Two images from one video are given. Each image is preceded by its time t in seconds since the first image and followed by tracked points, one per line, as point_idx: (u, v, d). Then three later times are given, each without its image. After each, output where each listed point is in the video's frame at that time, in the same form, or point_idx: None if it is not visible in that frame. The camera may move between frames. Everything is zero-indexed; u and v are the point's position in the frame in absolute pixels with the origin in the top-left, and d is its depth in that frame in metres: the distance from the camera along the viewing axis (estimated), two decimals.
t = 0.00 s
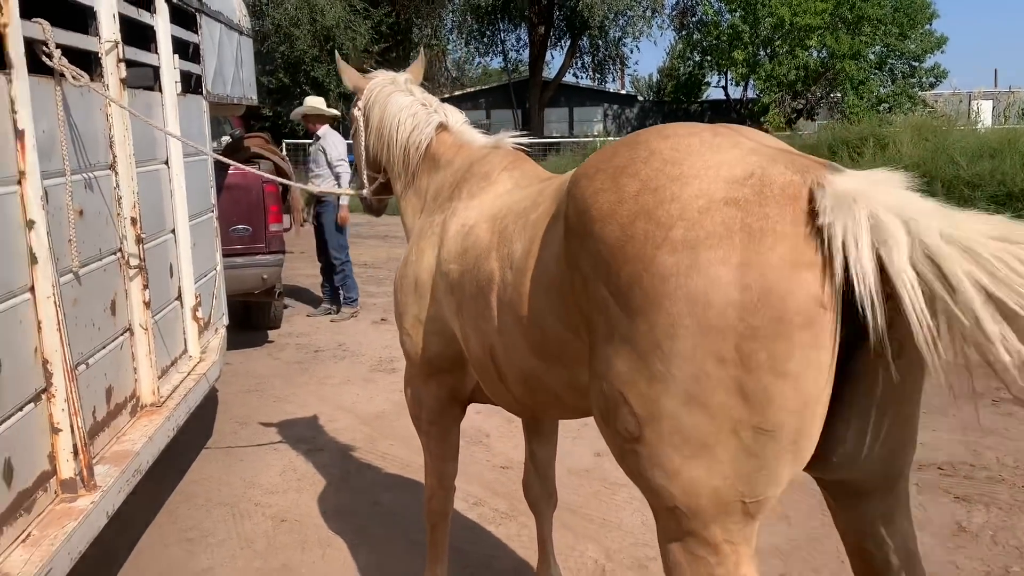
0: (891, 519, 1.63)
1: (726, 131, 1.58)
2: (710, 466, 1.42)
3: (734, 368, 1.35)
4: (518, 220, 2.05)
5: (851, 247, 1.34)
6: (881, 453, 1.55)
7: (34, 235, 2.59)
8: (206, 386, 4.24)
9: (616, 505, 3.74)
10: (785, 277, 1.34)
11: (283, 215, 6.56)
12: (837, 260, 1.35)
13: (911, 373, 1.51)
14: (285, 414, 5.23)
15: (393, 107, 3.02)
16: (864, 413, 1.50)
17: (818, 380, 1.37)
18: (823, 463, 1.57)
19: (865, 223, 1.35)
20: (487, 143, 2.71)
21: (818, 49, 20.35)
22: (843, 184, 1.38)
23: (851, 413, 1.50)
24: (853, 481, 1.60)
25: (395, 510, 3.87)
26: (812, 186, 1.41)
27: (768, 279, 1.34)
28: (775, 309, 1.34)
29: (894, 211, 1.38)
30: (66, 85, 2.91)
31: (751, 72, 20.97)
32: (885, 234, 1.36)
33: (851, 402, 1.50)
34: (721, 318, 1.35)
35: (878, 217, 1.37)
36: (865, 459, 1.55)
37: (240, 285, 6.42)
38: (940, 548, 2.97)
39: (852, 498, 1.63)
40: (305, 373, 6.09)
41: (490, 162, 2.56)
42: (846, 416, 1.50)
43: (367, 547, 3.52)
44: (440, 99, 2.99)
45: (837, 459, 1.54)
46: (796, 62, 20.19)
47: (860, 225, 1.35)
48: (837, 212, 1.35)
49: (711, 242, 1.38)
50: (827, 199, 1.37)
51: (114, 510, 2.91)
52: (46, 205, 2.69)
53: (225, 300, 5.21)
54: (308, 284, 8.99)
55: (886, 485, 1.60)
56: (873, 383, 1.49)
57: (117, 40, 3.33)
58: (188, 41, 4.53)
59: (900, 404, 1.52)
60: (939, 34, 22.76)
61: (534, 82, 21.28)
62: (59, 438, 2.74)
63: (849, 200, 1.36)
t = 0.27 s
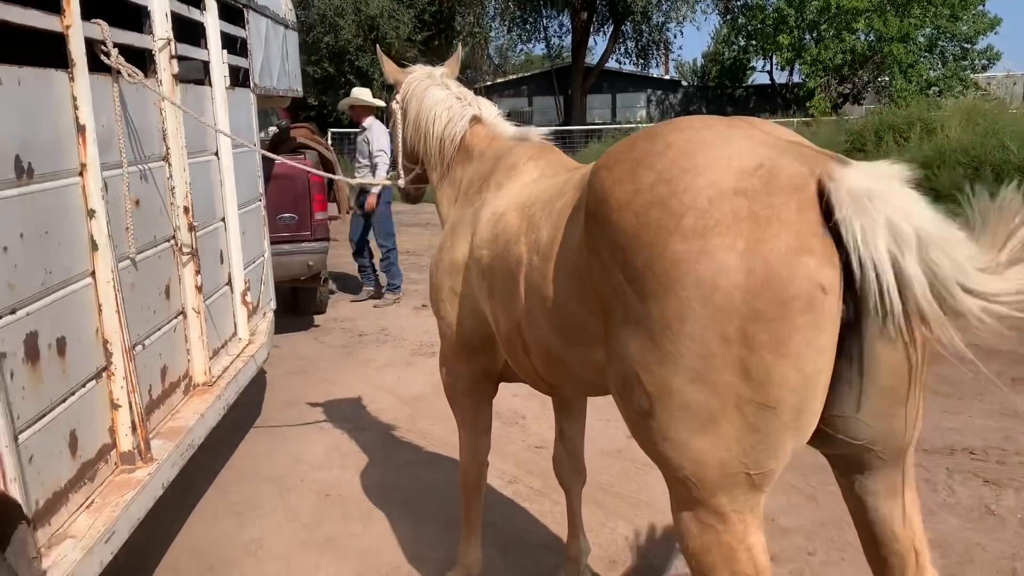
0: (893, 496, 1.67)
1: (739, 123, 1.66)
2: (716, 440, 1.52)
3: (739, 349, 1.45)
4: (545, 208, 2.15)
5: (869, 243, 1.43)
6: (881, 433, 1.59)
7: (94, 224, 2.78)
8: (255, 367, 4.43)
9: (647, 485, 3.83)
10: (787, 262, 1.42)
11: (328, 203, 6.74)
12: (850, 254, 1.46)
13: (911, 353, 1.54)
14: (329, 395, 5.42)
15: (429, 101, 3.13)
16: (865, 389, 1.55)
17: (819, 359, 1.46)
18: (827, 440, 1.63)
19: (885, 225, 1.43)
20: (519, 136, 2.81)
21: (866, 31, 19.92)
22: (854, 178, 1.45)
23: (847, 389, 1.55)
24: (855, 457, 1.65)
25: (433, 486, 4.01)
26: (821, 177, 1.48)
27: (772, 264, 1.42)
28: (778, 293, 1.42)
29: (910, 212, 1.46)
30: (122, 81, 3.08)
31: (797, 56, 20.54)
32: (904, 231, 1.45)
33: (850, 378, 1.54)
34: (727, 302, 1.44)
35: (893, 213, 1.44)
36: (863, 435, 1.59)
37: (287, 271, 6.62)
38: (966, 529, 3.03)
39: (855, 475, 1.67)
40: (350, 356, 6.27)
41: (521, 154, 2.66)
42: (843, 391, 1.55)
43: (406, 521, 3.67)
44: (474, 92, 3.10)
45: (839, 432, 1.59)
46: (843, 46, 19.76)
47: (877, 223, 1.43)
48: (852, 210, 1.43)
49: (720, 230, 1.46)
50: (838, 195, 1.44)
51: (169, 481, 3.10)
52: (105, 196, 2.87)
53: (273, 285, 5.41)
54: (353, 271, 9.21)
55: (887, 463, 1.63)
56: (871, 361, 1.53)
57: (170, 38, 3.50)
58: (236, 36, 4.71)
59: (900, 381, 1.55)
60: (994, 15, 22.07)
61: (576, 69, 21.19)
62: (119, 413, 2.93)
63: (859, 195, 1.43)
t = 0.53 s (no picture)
0: (910, 468, 1.75)
1: (758, 111, 1.73)
2: (736, 413, 1.58)
3: (756, 325, 1.51)
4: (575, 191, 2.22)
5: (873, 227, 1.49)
6: (899, 401, 1.71)
7: (146, 207, 2.92)
8: (298, 346, 4.56)
9: (680, 461, 3.90)
10: (803, 242, 1.48)
11: (368, 185, 6.87)
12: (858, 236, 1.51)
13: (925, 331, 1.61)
14: (370, 373, 5.58)
15: (465, 86, 3.21)
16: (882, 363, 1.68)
17: (835, 336, 1.52)
18: (843, 412, 1.77)
19: (886, 205, 1.49)
20: (551, 119, 2.87)
21: (915, 3, 19.35)
22: (863, 161, 1.51)
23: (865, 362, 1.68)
24: (875, 430, 1.75)
25: (470, 460, 4.13)
26: (835, 162, 1.54)
27: (787, 244, 1.48)
28: (793, 272, 1.48)
29: (913, 195, 1.51)
30: (171, 70, 3.21)
31: (843, 30, 20.17)
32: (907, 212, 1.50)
33: (862, 348, 1.67)
34: (745, 280, 1.50)
35: (898, 194, 1.50)
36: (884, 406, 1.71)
37: (329, 251, 6.78)
38: (998, 505, 3.11)
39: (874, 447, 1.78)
40: (390, 334, 6.42)
41: (553, 137, 2.72)
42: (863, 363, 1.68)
43: (444, 493, 3.79)
44: (508, 77, 3.16)
45: (851, 401, 1.72)
46: (891, 19, 19.23)
47: (882, 204, 1.49)
48: (857, 190, 1.49)
49: (738, 212, 1.53)
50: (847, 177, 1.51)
51: (219, 453, 3.25)
52: (156, 180, 3.01)
53: (315, 266, 5.56)
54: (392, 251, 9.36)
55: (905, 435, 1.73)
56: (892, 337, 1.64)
57: (215, 27, 3.64)
58: (278, 23, 4.84)
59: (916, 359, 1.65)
60: None
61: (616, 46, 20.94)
62: (171, 388, 3.09)
63: (867, 176, 1.49)
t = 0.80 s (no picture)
0: (910, 463, 1.77)
1: (762, 112, 1.79)
2: (735, 406, 1.66)
3: (754, 322, 1.57)
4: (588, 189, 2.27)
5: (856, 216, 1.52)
6: (895, 401, 1.71)
7: (173, 202, 3.02)
8: (320, 338, 4.65)
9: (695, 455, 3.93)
10: (800, 241, 1.54)
11: (391, 179, 6.94)
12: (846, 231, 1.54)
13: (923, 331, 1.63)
14: (391, 364, 5.66)
15: (484, 84, 3.25)
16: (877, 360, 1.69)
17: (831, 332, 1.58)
18: (843, 406, 1.77)
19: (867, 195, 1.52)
20: (567, 118, 2.91)
21: None
22: (855, 162, 1.56)
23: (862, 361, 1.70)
24: (875, 426, 1.76)
25: (488, 451, 4.20)
26: (831, 162, 1.59)
27: (784, 243, 1.55)
28: (790, 271, 1.54)
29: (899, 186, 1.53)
30: (197, 69, 3.30)
31: (871, 23, 19.84)
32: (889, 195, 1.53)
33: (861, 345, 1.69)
34: (743, 278, 1.57)
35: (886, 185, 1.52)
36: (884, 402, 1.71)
37: (352, 245, 6.86)
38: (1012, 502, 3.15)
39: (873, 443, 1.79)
40: (411, 327, 6.50)
41: (568, 135, 2.76)
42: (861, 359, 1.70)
43: (461, 483, 3.86)
44: (526, 75, 3.21)
45: (850, 395, 1.73)
46: (920, 11, 18.94)
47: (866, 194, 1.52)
48: (843, 185, 1.54)
49: (737, 212, 1.60)
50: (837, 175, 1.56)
51: (242, 441, 3.35)
52: (182, 176, 3.10)
53: (338, 259, 5.65)
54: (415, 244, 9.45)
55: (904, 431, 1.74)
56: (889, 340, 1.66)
57: (240, 26, 3.71)
58: (302, 20, 4.92)
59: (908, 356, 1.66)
60: None
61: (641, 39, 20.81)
62: (196, 377, 3.19)
63: (856, 171, 1.54)
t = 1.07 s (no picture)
0: (886, 475, 1.78)
1: (743, 122, 1.84)
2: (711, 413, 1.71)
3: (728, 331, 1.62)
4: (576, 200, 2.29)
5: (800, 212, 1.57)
6: (872, 412, 1.72)
7: (170, 204, 3.05)
8: (316, 342, 4.67)
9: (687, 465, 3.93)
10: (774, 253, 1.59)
11: (394, 186, 6.97)
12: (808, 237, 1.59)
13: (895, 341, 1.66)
14: (389, 370, 5.68)
15: (480, 93, 3.29)
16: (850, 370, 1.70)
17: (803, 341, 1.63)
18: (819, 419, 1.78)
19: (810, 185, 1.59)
20: (561, 127, 2.94)
21: (957, 13, 19.00)
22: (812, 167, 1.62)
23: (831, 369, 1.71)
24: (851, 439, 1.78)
25: (480, 458, 4.21)
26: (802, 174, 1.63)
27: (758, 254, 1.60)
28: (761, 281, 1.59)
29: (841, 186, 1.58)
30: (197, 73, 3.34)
31: (882, 39, 19.91)
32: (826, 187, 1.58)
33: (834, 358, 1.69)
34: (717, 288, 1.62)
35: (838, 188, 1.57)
36: (851, 414, 1.72)
37: (354, 250, 6.89)
38: (1001, 519, 3.15)
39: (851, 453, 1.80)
40: (411, 333, 6.52)
41: (560, 145, 2.79)
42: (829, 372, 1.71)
43: (453, 489, 3.87)
44: (522, 85, 3.25)
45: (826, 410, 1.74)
46: (931, 28, 18.94)
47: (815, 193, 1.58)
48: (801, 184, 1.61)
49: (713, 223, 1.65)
50: (800, 183, 1.61)
51: (233, 442, 3.36)
52: (180, 179, 3.14)
53: (338, 264, 5.68)
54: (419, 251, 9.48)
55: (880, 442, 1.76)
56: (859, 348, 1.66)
57: (242, 31, 3.75)
58: (307, 27, 4.97)
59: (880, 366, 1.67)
60: None
61: (652, 51, 20.84)
62: (189, 378, 3.21)
63: (812, 176, 1.60)
